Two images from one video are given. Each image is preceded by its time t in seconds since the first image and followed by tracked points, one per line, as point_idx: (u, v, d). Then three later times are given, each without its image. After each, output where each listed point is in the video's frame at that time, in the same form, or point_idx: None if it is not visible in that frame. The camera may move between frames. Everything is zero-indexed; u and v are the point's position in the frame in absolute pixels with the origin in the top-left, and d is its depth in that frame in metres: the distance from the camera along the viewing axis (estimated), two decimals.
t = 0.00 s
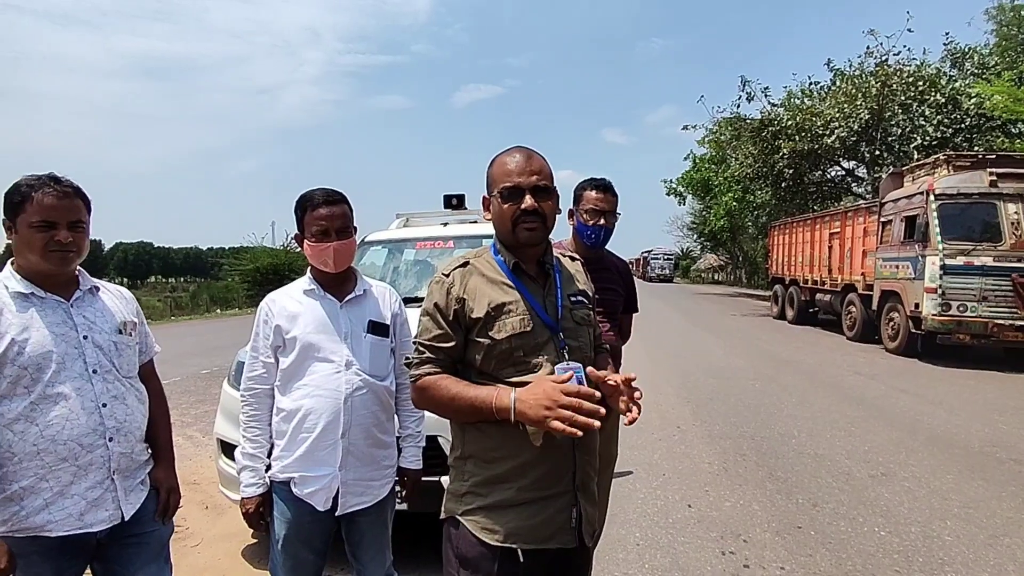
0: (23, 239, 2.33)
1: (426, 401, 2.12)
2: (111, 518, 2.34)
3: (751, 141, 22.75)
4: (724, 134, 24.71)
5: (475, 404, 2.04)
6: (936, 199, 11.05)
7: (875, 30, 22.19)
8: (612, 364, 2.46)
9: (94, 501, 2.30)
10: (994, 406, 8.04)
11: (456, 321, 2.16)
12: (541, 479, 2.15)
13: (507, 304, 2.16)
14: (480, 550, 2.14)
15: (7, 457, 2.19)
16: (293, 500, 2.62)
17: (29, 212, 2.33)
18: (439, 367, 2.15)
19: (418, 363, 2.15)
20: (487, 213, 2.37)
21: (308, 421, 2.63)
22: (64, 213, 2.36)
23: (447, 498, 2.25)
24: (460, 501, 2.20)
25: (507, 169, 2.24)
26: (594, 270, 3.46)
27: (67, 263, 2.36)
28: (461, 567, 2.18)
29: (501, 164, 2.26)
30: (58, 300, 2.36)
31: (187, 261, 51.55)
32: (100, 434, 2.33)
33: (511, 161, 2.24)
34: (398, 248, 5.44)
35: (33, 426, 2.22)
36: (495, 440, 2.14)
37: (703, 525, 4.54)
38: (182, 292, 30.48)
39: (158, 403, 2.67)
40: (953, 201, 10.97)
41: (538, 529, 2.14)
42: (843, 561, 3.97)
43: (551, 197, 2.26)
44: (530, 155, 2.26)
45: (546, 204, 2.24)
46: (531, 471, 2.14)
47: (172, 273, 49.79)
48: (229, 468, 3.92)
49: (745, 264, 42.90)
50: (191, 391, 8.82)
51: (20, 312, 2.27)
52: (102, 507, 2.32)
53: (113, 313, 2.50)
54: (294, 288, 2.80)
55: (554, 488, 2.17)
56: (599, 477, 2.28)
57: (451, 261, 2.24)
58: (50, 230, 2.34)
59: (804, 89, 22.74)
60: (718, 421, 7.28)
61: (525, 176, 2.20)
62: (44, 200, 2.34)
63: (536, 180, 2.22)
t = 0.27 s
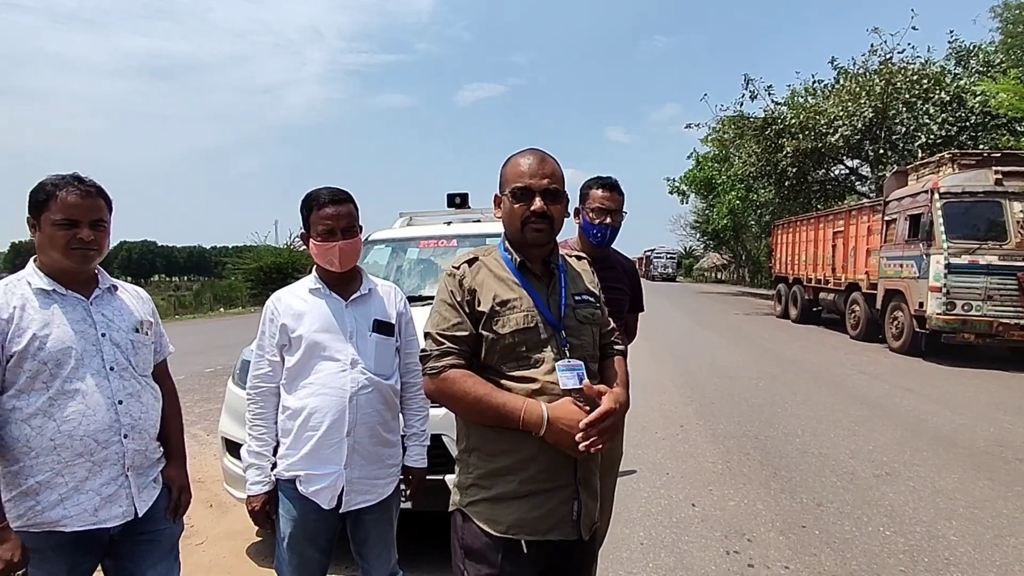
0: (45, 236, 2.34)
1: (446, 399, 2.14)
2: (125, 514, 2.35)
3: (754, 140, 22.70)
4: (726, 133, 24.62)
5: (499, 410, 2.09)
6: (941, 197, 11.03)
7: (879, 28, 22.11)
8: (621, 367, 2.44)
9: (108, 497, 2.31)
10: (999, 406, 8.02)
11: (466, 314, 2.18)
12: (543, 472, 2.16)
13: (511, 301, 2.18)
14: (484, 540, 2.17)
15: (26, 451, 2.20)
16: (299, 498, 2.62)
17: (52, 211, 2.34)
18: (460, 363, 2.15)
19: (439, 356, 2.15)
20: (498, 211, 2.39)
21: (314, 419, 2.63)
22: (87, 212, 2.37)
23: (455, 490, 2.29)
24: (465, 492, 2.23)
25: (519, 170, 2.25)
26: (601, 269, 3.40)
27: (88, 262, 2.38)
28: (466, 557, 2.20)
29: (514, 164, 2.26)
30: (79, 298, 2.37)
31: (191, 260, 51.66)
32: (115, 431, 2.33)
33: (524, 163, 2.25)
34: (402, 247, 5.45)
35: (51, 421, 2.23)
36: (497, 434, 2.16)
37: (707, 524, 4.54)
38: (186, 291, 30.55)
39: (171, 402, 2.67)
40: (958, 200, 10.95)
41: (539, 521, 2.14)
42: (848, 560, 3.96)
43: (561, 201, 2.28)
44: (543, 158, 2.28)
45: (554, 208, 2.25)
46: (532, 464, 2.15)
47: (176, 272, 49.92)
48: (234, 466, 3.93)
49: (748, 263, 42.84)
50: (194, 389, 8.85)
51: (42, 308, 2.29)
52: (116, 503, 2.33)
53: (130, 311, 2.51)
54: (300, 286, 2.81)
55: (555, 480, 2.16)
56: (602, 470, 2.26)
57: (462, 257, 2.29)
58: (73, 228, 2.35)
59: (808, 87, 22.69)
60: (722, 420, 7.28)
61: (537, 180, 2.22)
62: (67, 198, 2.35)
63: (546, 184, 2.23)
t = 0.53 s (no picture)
0: (67, 234, 2.36)
1: (450, 395, 2.16)
2: (138, 510, 2.36)
3: (757, 139, 22.68)
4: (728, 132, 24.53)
5: (497, 412, 2.10)
6: (944, 196, 11.01)
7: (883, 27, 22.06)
8: (624, 370, 2.44)
9: (122, 493, 2.32)
10: (1002, 405, 8.01)
11: (470, 312, 2.21)
12: (541, 468, 2.16)
13: (514, 299, 2.19)
14: (482, 533, 2.19)
15: (42, 445, 2.21)
16: (303, 496, 2.63)
17: (76, 210, 2.36)
18: (463, 362, 2.17)
19: (444, 354, 2.17)
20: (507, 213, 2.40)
21: (318, 417, 2.64)
22: (109, 213, 2.39)
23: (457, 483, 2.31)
24: (465, 487, 2.25)
25: (527, 174, 2.26)
26: (604, 269, 3.40)
27: (108, 261, 2.40)
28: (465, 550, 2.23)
29: (522, 168, 2.28)
30: (97, 295, 2.39)
31: (193, 259, 51.73)
32: (130, 427, 2.34)
33: (531, 167, 2.27)
34: (404, 246, 5.46)
35: (67, 417, 2.24)
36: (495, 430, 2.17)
37: (710, 523, 4.54)
38: (188, 290, 30.58)
39: (182, 402, 2.68)
40: (961, 199, 10.94)
41: (536, 515, 2.15)
42: (850, 560, 3.97)
43: (568, 205, 2.29)
44: (551, 162, 2.29)
45: (561, 211, 2.26)
46: (530, 459, 2.16)
47: (178, 271, 49.97)
48: (238, 465, 3.95)
49: (750, 262, 42.78)
50: (197, 388, 8.86)
51: (63, 304, 2.30)
52: (129, 498, 2.34)
53: (146, 310, 2.52)
54: (304, 285, 2.82)
55: (551, 475, 2.16)
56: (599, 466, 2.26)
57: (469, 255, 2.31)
58: (95, 227, 2.37)
59: (811, 86, 22.66)
60: (724, 420, 7.28)
61: (544, 183, 2.23)
62: (91, 199, 2.37)
63: (553, 187, 2.24)
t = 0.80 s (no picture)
0: (83, 233, 2.37)
1: (449, 390, 2.17)
2: (148, 505, 2.36)
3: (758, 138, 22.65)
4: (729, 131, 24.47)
5: (495, 408, 2.11)
6: (945, 195, 11.00)
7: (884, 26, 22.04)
8: (623, 370, 2.44)
9: (133, 488, 2.32)
10: (1003, 404, 8.01)
11: (470, 309, 2.22)
12: (538, 462, 2.16)
13: (513, 298, 2.20)
14: (481, 526, 2.19)
15: (55, 439, 2.21)
16: (304, 494, 2.64)
17: (93, 209, 2.37)
18: (463, 359, 2.18)
19: (444, 351, 2.18)
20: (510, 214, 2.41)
21: (318, 416, 2.64)
22: (125, 212, 2.41)
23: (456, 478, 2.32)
24: (464, 481, 2.25)
25: (531, 177, 2.26)
26: (606, 268, 3.40)
27: (123, 260, 2.41)
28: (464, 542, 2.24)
29: (526, 171, 2.28)
30: (112, 293, 2.40)
31: (195, 259, 51.76)
32: (141, 422, 2.35)
33: (535, 170, 2.27)
34: (405, 246, 5.46)
35: (80, 411, 2.24)
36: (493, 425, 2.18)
37: (710, 523, 4.55)
38: (189, 289, 30.60)
39: (192, 402, 2.68)
40: (962, 198, 10.93)
41: (532, 508, 2.15)
42: (851, 559, 3.97)
43: (570, 208, 2.29)
44: (555, 165, 2.29)
45: (564, 214, 2.27)
46: (526, 453, 2.16)
47: (180, 270, 50.00)
48: (239, 464, 3.95)
49: (751, 261, 42.75)
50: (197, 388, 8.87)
51: (79, 301, 2.32)
52: (140, 493, 2.34)
53: (158, 309, 2.54)
54: (305, 284, 2.82)
55: (547, 470, 2.16)
56: (596, 463, 2.25)
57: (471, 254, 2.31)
58: (111, 226, 2.38)
59: (812, 85, 22.63)
60: (725, 419, 7.28)
61: (547, 187, 2.24)
62: (108, 198, 2.39)
63: (556, 191, 2.24)
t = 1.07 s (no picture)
0: (94, 231, 2.38)
1: (449, 386, 2.17)
2: (153, 502, 2.35)
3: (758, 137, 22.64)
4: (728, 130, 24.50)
5: (494, 403, 2.11)
6: (945, 194, 11.00)
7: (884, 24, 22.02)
8: (621, 367, 2.45)
9: (138, 484, 2.32)
10: (1003, 403, 8.02)
11: (470, 306, 2.22)
12: (536, 458, 2.16)
13: (513, 296, 2.20)
14: (480, 522, 2.19)
15: (62, 434, 2.22)
16: (304, 493, 2.64)
17: (103, 208, 2.39)
18: (463, 356, 2.19)
19: (444, 348, 2.19)
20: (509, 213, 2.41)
21: (318, 415, 2.65)
22: (135, 210, 2.42)
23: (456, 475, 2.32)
24: (463, 478, 2.26)
25: (531, 177, 2.26)
26: (606, 267, 3.40)
27: (133, 257, 2.42)
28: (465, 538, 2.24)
29: (525, 171, 2.29)
30: (122, 290, 2.41)
31: (195, 259, 51.80)
32: (147, 419, 2.35)
33: (535, 170, 2.27)
34: (405, 245, 5.47)
35: (87, 407, 2.25)
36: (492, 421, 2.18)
37: (710, 521, 4.55)
38: (190, 289, 30.60)
39: (200, 403, 2.68)
40: (962, 196, 10.93)
41: (530, 505, 2.15)
42: (850, 557, 3.98)
43: (569, 208, 2.30)
44: (554, 165, 2.30)
45: (563, 214, 2.28)
46: (525, 449, 2.16)
47: (180, 270, 50.02)
48: (240, 463, 3.96)
49: (751, 260, 42.75)
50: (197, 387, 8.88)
51: (88, 297, 2.32)
52: (145, 490, 2.33)
53: (168, 307, 2.54)
54: (305, 283, 2.83)
55: (546, 466, 2.17)
56: (594, 459, 2.26)
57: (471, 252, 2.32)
58: (121, 224, 2.39)
59: (812, 84, 22.62)
60: (725, 418, 7.28)
61: (548, 186, 2.24)
62: (118, 196, 2.40)
63: (556, 191, 2.25)
